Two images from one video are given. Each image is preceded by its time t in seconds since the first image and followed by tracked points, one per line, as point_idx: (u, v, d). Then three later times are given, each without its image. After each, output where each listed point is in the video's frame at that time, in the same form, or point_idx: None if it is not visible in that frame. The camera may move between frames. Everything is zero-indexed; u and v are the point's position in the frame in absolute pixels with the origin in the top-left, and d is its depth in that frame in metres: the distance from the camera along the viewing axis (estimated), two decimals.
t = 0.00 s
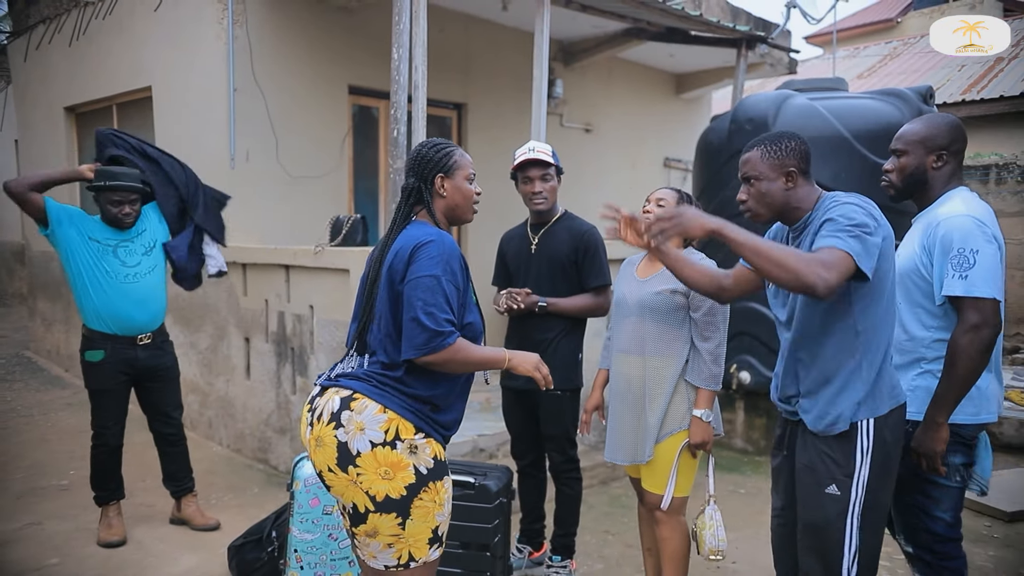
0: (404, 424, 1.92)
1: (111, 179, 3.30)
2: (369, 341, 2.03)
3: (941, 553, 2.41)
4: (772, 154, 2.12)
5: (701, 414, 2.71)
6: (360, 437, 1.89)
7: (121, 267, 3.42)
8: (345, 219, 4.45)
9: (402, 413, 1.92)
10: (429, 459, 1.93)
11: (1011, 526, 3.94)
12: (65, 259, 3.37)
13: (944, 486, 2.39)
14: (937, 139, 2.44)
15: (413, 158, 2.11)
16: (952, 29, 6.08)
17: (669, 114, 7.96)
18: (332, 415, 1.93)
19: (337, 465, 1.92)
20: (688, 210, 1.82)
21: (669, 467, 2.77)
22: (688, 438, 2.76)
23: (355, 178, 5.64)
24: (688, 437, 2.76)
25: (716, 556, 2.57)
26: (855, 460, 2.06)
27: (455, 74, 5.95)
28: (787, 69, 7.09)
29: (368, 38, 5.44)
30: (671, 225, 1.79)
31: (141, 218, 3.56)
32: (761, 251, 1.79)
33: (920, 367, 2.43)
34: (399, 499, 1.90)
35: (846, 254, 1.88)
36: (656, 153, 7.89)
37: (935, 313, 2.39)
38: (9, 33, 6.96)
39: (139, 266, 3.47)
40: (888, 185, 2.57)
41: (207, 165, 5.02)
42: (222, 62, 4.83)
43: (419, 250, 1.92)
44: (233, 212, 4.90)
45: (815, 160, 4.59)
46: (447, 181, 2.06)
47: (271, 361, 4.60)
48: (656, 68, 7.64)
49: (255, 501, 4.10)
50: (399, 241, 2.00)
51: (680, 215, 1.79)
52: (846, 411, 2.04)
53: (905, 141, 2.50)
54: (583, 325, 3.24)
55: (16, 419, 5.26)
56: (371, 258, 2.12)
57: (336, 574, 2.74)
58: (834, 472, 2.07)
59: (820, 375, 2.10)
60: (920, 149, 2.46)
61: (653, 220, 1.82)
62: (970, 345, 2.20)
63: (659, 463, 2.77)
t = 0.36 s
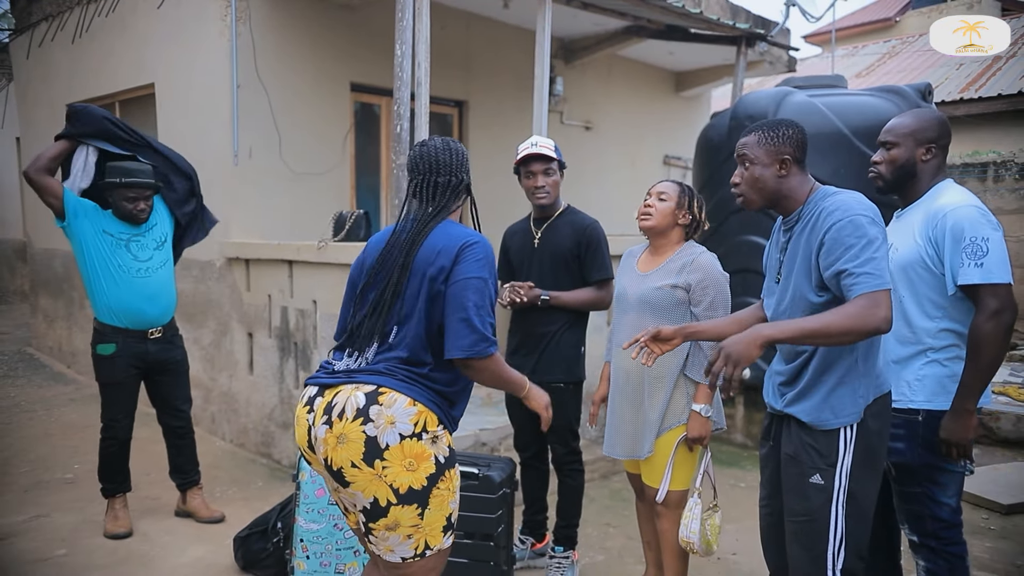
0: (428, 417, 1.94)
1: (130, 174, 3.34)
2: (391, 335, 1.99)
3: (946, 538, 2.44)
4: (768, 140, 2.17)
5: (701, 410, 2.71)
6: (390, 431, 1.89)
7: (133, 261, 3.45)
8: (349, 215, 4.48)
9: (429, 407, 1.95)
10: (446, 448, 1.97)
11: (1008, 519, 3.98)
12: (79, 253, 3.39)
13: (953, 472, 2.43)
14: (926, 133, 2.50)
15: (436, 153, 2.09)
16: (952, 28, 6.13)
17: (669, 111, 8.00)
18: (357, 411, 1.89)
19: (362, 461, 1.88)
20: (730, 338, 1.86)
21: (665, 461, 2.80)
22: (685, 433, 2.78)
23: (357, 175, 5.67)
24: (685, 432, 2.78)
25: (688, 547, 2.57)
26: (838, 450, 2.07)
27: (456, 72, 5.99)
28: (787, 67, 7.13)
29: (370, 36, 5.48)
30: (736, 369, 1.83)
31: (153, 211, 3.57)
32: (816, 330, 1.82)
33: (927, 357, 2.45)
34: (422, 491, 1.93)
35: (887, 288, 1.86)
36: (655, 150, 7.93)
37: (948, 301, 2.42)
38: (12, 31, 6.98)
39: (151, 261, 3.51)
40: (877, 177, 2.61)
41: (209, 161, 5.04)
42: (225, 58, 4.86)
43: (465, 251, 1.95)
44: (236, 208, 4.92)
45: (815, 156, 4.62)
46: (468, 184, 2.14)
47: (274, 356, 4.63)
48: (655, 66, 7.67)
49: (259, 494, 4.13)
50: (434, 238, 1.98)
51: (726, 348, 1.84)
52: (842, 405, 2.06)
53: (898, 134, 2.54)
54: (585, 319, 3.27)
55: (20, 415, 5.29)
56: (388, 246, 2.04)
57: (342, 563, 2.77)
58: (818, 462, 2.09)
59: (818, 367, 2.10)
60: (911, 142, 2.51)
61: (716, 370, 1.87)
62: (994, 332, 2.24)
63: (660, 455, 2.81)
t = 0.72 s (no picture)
0: (433, 413, 1.97)
1: (124, 176, 3.29)
2: (393, 342, 1.97)
3: (937, 531, 2.51)
4: (777, 137, 2.18)
5: (696, 416, 2.72)
6: (403, 429, 1.89)
7: (135, 262, 3.46)
8: (349, 216, 4.48)
9: (432, 404, 1.97)
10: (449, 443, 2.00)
11: (1007, 520, 3.99)
12: (87, 258, 3.42)
13: (941, 464, 2.51)
14: (904, 138, 2.62)
15: (415, 158, 2.09)
16: (952, 29, 6.13)
17: (669, 112, 8.00)
18: (370, 411, 1.86)
19: (376, 461, 1.86)
20: (765, 398, 1.94)
21: (661, 465, 2.80)
22: (681, 439, 2.79)
23: (357, 177, 5.67)
24: (681, 438, 2.79)
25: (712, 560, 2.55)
26: (836, 455, 2.08)
27: (455, 73, 5.99)
28: (786, 68, 7.13)
29: (370, 37, 5.48)
30: (779, 427, 1.93)
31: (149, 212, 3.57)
32: (843, 368, 1.87)
33: (918, 353, 2.50)
34: (430, 486, 1.94)
35: (897, 303, 1.91)
36: (655, 151, 7.93)
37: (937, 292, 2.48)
38: (12, 32, 6.97)
39: (153, 262, 3.52)
40: (857, 178, 2.69)
41: (210, 163, 5.04)
42: (225, 60, 4.86)
43: (460, 258, 2.02)
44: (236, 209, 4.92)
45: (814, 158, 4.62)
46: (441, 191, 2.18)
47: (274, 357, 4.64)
48: (655, 67, 7.68)
49: (259, 496, 4.14)
50: (427, 245, 2.01)
51: (764, 408, 1.94)
52: (840, 414, 2.06)
53: (879, 137, 2.64)
54: (585, 321, 3.28)
55: (20, 416, 5.30)
56: (375, 249, 2.01)
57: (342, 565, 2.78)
58: (816, 467, 2.09)
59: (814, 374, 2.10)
60: (891, 145, 2.61)
61: (755, 426, 1.97)
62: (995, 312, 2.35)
63: (655, 460, 2.81)
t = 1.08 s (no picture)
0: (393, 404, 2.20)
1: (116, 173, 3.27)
2: (353, 343, 2.12)
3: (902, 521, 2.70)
4: (786, 129, 2.14)
5: (698, 412, 2.72)
6: (380, 420, 2.10)
7: (129, 263, 3.44)
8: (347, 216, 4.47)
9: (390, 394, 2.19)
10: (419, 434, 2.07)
11: (1007, 521, 3.97)
12: (76, 256, 3.37)
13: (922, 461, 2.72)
14: (882, 141, 2.84)
15: (334, 158, 2.16)
16: (952, 28, 6.11)
17: (668, 112, 7.99)
18: (351, 407, 2.04)
19: (361, 454, 2.05)
20: (809, 429, 1.94)
21: (661, 463, 2.79)
22: (682, 435, 2.78)
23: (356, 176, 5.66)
24: (682, 433, 2.78)
25: (718, 555, 2.59)
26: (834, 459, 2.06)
27: (455, 72, 5.97)
28: (786, 67, 7.12)
29: (368, 36, 5.46)
30: (827, 455, 1.94)
31: (143, 209, 3.54)
32: (874, 381, 1.87)
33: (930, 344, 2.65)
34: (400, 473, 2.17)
35: (916, 305, 1.91)
36: (655, 151, 7.92)
37: (937, 280, 2.65)
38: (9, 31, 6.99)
39: (147, 262, 3.50)
40: (841, 179, 2.87)
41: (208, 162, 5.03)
42: (223, 58, 4.84)
43: (392, 252, 2.20)
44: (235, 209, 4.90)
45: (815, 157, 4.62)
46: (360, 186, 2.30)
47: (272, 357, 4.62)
48: (655, 66, 7.66)
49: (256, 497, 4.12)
50: (360, 241, 2.14)
51: (808, 439, 1.94)
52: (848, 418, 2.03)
53: (858, 140, 2.85)
54: (584, 321, 3.26)
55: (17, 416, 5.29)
56: (308, 251, 2.08)
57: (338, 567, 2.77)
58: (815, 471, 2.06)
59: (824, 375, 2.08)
60: (871, 147, 2.83)
61: (797, 457, 1.97)
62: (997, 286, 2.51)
63: (654, 457, 2.80)
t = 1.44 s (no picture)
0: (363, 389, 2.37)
1: (97, 170, 3.30)
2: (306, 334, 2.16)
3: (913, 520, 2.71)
4: (785, 130, 2.14)
5: (691, 408, 2.74)
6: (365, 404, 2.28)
7: (120, 263, 3.45)
8: (344, 217, 4.49)
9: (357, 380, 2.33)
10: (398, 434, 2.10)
11: (1001, 521, 3.99)
12: (67, 258, 3.39)
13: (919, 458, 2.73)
14: (885, 141, 2.83)
15: (266, 157, 2.20)
16: (951, 28, 6.12)
17: (666, 112, 8.00)
18: (349, 394, 2.19)
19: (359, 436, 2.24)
20: (799, 437, 1.96)
21: (657, 459, 2.80)
22: (677, 431, 2.80)
23: (353, 177, 5.67)
24: (676, 430, 2.80)
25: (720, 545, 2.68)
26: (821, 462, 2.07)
27: (452, 73, 5.97)
28: (784, 68, 7.13)
29: (365, 37, 5.47)
30: (815, 463, 1.96)
31: (135, 209, 3.56)
32: (864, 391, 1.89)
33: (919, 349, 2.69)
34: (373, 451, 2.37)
35: (910, 313, 1.92)
36: (653, 152, 7.93)
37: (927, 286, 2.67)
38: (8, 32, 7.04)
39: (138, 262, 3.51)
40: (841, 179, 2.90)
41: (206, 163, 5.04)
42: (220, 60, 4.85)
43: (333, 243, 2.23)
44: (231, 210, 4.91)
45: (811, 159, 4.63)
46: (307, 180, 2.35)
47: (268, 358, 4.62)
48: (652, 67, 7.68)
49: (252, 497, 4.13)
50: (302, 230, 2.19)
51: (798, 448, 1.96)
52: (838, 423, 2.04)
53: (859, 141, 2.86)
54: (578, 322, 3.27)
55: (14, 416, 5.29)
56: (246, 246, 2.10)
57: (333, 567, 2.78)
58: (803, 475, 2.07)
59: (813, 378, 2.09)
60: (873, 147, 2.83)
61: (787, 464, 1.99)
62: (987, 299, 2.54)
63: (650, 453, 2.81)
